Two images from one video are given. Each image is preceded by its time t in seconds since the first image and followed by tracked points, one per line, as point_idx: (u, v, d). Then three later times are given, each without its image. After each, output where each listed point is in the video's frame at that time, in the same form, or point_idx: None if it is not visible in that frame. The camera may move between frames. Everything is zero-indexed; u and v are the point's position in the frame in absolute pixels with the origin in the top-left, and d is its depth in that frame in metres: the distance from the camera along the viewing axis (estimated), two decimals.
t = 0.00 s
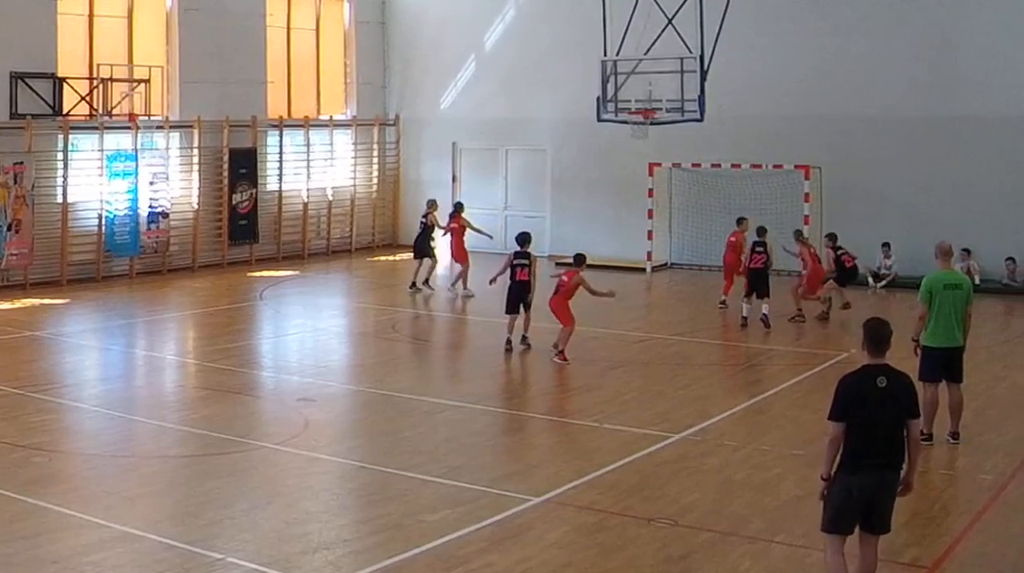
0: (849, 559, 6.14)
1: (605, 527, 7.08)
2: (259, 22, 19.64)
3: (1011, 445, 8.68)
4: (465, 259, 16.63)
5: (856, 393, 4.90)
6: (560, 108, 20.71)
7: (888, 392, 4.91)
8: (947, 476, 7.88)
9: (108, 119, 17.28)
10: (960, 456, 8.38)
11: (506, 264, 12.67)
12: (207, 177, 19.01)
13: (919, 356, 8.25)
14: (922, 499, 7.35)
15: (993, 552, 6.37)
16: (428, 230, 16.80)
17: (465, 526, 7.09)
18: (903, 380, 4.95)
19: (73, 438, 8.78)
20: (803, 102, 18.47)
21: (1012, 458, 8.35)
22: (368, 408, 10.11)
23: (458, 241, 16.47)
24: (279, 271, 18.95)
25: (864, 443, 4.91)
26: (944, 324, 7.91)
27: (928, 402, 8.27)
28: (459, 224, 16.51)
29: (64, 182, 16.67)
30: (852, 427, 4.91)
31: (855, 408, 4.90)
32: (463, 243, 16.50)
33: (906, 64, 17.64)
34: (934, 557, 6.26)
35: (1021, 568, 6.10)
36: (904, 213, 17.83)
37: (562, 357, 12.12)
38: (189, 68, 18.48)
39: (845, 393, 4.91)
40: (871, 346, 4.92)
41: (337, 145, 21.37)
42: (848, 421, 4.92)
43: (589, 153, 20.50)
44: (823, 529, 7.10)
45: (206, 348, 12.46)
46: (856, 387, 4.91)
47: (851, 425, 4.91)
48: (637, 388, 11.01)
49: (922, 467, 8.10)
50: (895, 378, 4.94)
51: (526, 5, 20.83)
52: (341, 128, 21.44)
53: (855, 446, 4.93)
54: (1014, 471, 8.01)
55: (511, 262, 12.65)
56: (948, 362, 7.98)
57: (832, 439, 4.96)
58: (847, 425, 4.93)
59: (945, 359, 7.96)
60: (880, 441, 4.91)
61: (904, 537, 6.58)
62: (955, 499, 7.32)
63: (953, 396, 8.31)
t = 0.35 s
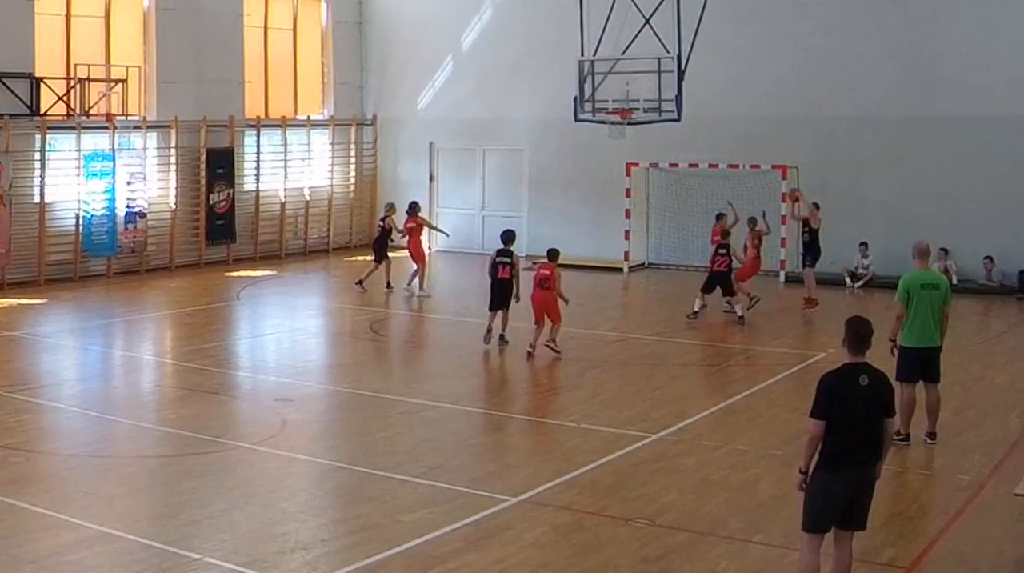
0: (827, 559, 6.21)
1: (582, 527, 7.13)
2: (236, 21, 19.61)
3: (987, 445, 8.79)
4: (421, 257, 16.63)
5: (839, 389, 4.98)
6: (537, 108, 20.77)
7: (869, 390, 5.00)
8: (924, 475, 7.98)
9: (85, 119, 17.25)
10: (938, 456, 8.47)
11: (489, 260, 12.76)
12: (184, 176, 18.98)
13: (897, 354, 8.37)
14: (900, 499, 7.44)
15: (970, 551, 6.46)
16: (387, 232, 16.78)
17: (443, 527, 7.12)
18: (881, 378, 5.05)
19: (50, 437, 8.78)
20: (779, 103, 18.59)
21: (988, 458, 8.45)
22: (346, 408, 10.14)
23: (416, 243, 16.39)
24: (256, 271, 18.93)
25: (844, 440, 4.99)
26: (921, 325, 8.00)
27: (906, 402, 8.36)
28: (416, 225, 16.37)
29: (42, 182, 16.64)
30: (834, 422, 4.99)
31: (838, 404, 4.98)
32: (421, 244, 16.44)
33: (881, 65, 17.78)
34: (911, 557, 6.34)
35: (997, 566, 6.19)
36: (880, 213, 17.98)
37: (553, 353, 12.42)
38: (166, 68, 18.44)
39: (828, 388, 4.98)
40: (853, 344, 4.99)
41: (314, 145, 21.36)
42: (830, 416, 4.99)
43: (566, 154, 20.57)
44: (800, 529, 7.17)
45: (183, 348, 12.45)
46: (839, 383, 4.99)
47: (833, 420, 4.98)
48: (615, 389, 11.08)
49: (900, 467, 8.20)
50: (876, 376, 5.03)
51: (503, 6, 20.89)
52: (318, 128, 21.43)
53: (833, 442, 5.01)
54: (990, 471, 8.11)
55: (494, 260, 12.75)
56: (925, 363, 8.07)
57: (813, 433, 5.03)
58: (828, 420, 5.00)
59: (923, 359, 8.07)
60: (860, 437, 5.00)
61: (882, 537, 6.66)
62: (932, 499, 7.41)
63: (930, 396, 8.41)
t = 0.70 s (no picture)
0: (807, 559, 6.28)
1: (562, 527, 7.19)
2: (216, 21, 19.57)
3: (966, 445, 8.88)
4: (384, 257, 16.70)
5: (818, 389, 5.04)
6: (516, 108, 20.83)
7: (848, 391, 5.06)
8: (904, 476, 8.06)
9: (66, 119, 17.22)
10: (917, 456, 8.56)
11: (471, 258, 12.92)
12: (164, 177, 18.97)
13: (876, 355, 8.44)
14: (880, 498, 7.53)
15: (948, 550, 6.54)
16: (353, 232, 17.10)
17: (422, 527, 7.17)
18: (861, 378, 5.12)
19: (29, 437, 8.79)
20: (758, 104, 18.70)
21: (967, 458, 8.55)
22: (325, 407, 10.17)
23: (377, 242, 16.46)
24: (236, 271, 18.92)
25: (823, 439, 5.04)
26: (901, 325, 8.12)
27: (886, 401, 8.45)
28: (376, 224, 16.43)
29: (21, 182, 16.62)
30: (813, 421, 5.03)
31: (817, 403, 5.03)
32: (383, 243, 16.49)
33: (859, 67, 17.91)
34: (890, 557, 6.41)
35: (976, 566, 6.27)
36: (858, 214, 18.10)
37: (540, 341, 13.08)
38: (146, 67, 18.41)
39: (807, 387, 5.05)
40: (834, 344, 5.05)
41: (294, 145, 21.35)
42: (808, 416, 5.04)
43: (546, 154, 20.63)
44: (778, 528, 7.23)
45: (163, 348, 12.45)
46: (819, 383, 5.05)
47: (813, 419, 5.03)
48: (595, 389, 11.14)
49: (880, 467, 8.28)
50: (855, 376, 5.10)
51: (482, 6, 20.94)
52: (297, 128, 21.43)
53: (812, 442, 5.05)
54: (969, 471, 8.20)
55: (476, 258, 12.91)
56: (906, 362, 8.16)
57: (792, 433, 5.07)
58: (807, 419, 5.04)
59: (902, 359, 8.14)
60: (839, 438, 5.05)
61: (862, 537, 6.73)
62: (911, 499, 7.49)
63: (910, 396, 8.50)
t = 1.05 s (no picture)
0: (787, 559, 6.34)
1: (541, 527, 7.24)
2: (196, 21, 19.55)
3: (945, 445, 8.98)
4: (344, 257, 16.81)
5: (795, 389, 5.05)
6: (496, 108, 20.88)
7: (826, 391, 5.08)
8: (884, 475, 8.16)
9: (45, 119, 17.20)
10: (896, 456, 8.66)
11: (450, 257, 13.02)
12: (143, 177, 18.95)
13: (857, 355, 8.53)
14: (860, 499, 7.62)
15: (924, 549, 6.63)
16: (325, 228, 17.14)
17: (402, 526, 7.21)
18: (839, 378, 5.13)
19: (9, 437, 8.79)
20: (737, 105, 18.82)
21: (946, 458, 8.64)
22: (305, 407, 10.20)
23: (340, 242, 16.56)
24: (215, 271, 18.91)
25: (799, 439, 5.04)
26: (880, 325, 8.17)
27: (866, 401, 8.55)
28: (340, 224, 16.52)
29: None
30: (790, 421, 5.05)
31: (794, 403, 5.05)
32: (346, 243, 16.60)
33: (836, 69, 18.04)
34: (871, 557, 6.47)
35: (952, 564, 6.35)
36: (836, 215, 18.23)
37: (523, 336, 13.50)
38: (126, 67, 18.38)
39: (784, 387, 5.05)
40: (812, 345, 5.03)
41: (273, 145, 21.34)
42: (786, 415, 5.05)
43: (525, 154, 20.69)
44: (757, 528, 7.30)
45: (143, 348, 12.45)
46: (797, 382, 5.06)
47: (789, 419, 5.04)
48: (574, 389, 11.20)
49: (860, 467, 8.38)
50: (833, 376, 5.11)
51: (462, 7, 20.99)
52: (277, 128, 21.42)
53: (788, 442, 5.06)
54: (948, 471, 8.29)
55: (456, 255, 13.05)
56: (885, 362, 8.23)
57: (768, 432, 5.08)
58: (784, 418, 5.06)
59: (883, 358, 8.22)
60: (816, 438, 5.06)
61: (842, 538, 6.81)
62: (890, 499, 7.58)
63: (890, 395, 8.60)
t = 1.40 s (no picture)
0: (764, 559, 6.41)
1: (518, 527, 7.30)
2: (173, 21, 19.52)
3: (921, 445, 9.08)
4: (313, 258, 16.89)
5: (770, 389, 5.07)
6: (472, 108, 20.94)
7: (801, 391, 5.10)
8: (861, 476, 8.26)
9: (22, 119, 17.16)
10: (873, 456, 8.76)
11: (433, 255, 13.04)
12: (121, 177, 18.93)
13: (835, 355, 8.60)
14: (837, 498, 7.72)
15: (895, 547, 6.73)
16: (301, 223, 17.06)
17: (379, 526, 7.26)
18: (814, 378, 5.15)
19: None
20: (713, 107, 18.94)
21: (922, 458, 8.75)
22: (282, 407, 10.23)
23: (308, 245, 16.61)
24: (192, 271, 18.89)
25: (774, 438, 5.04)
26: (858, 324, 8.22)
27: (843, 401, 8.64)
28: (311, 226, 16.54)
29: None
30: (764, 420, 5.07)
31: (768, 402, 5.07)
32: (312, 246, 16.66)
33: (811, 71, 18.17)
34: (848, 557, 6.55)
35: (923, 562, 6.45)
36: (811, 216, 18.38)
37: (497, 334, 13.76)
38: (103, 67, 18.34)
39: (758, 387, 5.08)
40: (786, 344, 5.03)
41: (251, 145, 21.33)
42: (760, 415, 5.07)
43: (503, 154, 20.75)
44: (733, 527, 7.37)
45: (120, 348, 12.45)
46: (772, 382, 5.08)
47: (764, 419, 5.06)
48: (550, 388, 11.27)
49: (838, 467, 8.49)
50: (808, 376, 5.13)
51: (438, 8, 21.04)
52: (254, 129, 21.40)
53: (764, 442, 5.06)
54: (925, 471, 8.39)
55: (438, 253, 13.04)
56: (863, 361, 8.34)
57: (743, 431, 5.11)
58: (759, 418, 5.08)
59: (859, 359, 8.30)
60: (791, 438, 5.06)
61: (820, 537, 6.90)
62: (867, 499, 7.68)
63: (867, 395, 8.70)
